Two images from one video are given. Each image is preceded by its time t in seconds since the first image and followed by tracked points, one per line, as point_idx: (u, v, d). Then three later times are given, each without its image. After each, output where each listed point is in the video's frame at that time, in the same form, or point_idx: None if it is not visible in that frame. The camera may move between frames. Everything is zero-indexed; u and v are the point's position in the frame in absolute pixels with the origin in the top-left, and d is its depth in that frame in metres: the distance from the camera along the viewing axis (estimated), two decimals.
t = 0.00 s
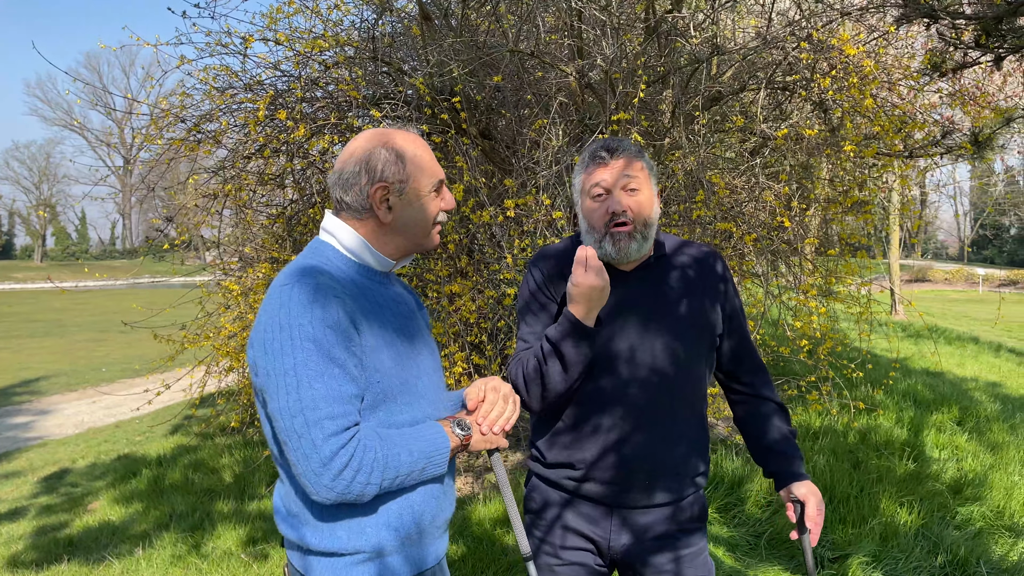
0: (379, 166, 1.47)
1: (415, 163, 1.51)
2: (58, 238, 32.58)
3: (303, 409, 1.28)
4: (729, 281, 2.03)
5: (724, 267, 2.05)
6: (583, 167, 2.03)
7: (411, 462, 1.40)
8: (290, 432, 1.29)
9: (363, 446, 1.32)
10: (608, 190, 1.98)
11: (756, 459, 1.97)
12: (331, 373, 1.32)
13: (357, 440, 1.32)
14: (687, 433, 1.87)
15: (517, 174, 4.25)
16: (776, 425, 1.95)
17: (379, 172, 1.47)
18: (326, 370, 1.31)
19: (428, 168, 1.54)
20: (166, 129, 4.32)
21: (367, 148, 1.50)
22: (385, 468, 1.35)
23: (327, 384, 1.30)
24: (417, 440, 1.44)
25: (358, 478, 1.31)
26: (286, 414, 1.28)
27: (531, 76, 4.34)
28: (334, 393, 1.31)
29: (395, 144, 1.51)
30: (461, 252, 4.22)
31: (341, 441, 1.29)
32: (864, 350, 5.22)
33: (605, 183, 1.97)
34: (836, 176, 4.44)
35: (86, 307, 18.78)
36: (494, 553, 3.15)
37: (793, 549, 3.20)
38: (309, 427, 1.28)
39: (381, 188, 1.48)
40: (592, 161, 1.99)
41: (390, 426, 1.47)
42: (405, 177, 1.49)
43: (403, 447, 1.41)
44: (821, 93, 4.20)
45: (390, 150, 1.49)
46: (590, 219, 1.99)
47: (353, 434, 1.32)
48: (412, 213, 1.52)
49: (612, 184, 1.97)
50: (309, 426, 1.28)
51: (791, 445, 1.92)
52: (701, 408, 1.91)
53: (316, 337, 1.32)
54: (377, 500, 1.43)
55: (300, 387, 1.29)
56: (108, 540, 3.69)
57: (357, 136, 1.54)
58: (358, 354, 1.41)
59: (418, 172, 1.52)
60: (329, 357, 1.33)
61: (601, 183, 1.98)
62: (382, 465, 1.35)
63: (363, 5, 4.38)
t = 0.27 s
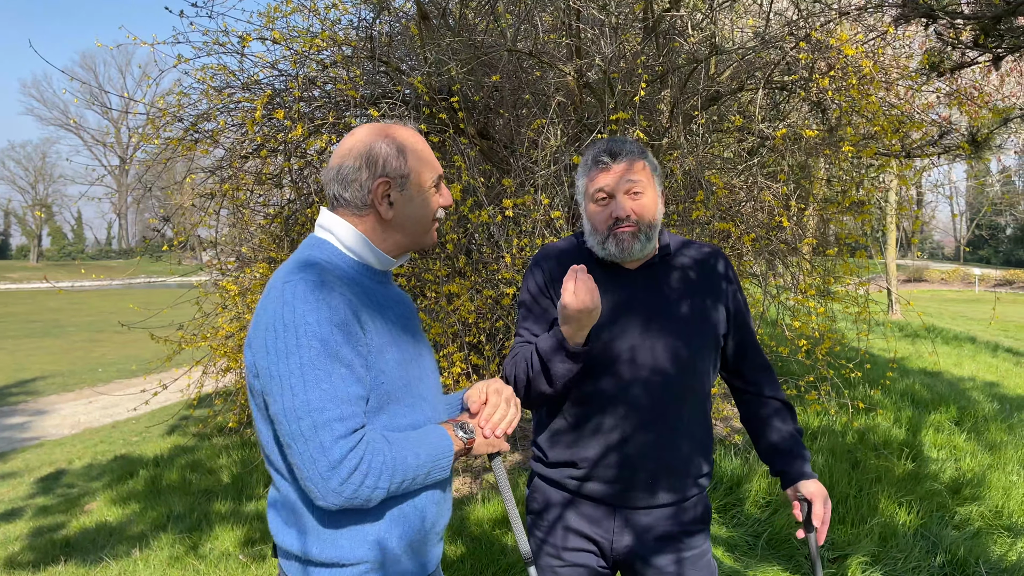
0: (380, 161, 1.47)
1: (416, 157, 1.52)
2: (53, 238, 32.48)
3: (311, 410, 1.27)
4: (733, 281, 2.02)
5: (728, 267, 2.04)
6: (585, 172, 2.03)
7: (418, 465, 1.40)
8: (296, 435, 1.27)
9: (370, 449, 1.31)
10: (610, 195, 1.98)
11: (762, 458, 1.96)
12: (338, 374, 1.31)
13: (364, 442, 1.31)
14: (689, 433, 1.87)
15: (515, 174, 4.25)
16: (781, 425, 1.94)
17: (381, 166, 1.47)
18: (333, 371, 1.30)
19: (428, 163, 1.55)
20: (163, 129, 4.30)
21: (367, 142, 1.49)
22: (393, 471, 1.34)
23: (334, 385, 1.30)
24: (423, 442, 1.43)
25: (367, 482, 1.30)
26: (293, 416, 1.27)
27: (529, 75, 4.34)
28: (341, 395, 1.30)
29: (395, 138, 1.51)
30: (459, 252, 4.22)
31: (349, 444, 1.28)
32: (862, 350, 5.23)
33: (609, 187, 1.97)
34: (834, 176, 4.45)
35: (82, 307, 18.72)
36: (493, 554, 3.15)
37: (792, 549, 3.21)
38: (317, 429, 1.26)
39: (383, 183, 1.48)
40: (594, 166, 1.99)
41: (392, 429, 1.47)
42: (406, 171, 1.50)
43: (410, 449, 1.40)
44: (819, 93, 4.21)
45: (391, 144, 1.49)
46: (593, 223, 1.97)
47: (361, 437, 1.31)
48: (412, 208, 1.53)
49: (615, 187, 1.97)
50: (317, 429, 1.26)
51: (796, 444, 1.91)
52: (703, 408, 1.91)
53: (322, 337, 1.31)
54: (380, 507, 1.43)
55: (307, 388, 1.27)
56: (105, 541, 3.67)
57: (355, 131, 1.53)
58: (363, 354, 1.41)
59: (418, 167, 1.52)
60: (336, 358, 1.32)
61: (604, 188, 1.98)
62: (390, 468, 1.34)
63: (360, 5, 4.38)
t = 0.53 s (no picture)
0: (391, 159, 1.47)
1: (425, 156, 1.52)
2: (50, 238, 32.38)
3: (327, 416, 1.26)
4: (736, 280, 2.02)
5: (731, 266, 2.04)
6: (594, 171, 2.03)
7: (430, 471, 1.40)
8: (310, 441, 1.26)
9: (385, 455, 1.31)
10: (619, 197, 1.97)
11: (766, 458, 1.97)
12: (353, 378, 1.31)
13: (379, 449, 1.31)
14: (693, 434, 1.87)
15: (514, 174, 4.25)
16: (786, 426, 1.95)
17: (391, 165, 1.47)
18: (347, 376, 1.30)
19: (436, 162, 1.56)
20: (162, 129, 4.30)
21: (376, 140, 1.48)
22: (407, 479, 1.35)
23: (349, 389, 1.29)
24: (435, 448, 1.43)
25: (382, 490, 1.30)
26: (308, 422, 1.26)
27: (528, 75, 4.34)
28: (355, 400, 1.29)
29: (405, 136, 1.50)
30: (458, 252, 4.21)
31: (365, 450, 1.28)
32: (860, 350, 5.24)
33: (616, 188, 1.97)
34: (832, 177, 4.46)
35: (79, 307, 18.67)
36: (493, 554, 3.14)
37: (791, 550, 3.21)
38: (333, 435, 1.26)
39: (394, 183, 1.47)
40: (602, 166, 2.00)
41: (401, 434, 1.47)
42: (416, 170, 1.50)
43: (423, 455, 1.40)
44: (818, 93, 4.21)
45: (401, 142, 1.49)
46: (599, 224, 1.98)
47: (376, 443, 1.31)
48: (421, 208, 1.53)
49: (623, 190, 1.96)
50: (333, 436, 1.26)
51: (801, 445, 1.92)
52: (706, 408, 1.91)
53: (337, 339, 1.31)
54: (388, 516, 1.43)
55: (322, 393, 1.27)
56: (103, 543, 3.66)
57: (361, 128, 1.52)
58: (375, 357, 1.40)
59: (428, 166, 1.53)
60: (350, 361, 1.32)
61: (612, 190, 1.98)
62: (405, 475, 1.34)
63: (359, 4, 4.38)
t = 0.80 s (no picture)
0: (398, 158, 1.46)
1: (432, 155, 1.51)
2: (46, 238, 32.30)
3: (336, 421, 1.25)
4: (738, 280, 2.02)
5: (733, 267, 2.04)
6: (597, 169, 2.05)
7: (438, 475, 1.40)
8: (320, 446, 1.25)
9: (394, 460, 1.31)
10: (622, 194, 1.99)
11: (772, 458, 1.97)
12: (361, 381, 1.30)
13: (388, 454, 1.30)
14: (695, 434, 1.87)
15: (512, 175, 4.25)
16: (791, 425, 1.95)
17: (398, 164, 1.46)
18: (356, 380, 1.30)
19: (444, 162, 1.55)
20: (159, 128, 4.29)
21: (383, 138, 1.47)
22: (417, 483, 1.34)
23: (358, 394, 1.29)
24: (444, 451, 1.43)
25: (392, 495, 1.30)
26: (317, 427, 1.25)
27: (527, 75, 4.34)
28: (364, 404, 1.29)
29: (412, 135, 1.49)
30: (456, 252, 4.21)
31: (375, 455, 1.27)
32: (858, 350, 5.24)
33: (620, 185, 1.99)
34: (831, 177, 4.46)
35: (75, 308, 18.60)
36: (492, 555, 3.14)
37: (791, 550, 3.21)
38: (343, 440, 1.25)
39: (402, 181, 1.47)
40: (605, 163, 2.01)
41: (408, 438, 1.46)
42: (423, 169, 1.49)
43: (431, 458, 1.39)
44: (816, 93, 4.22)
45: (409, 141, 1.48)
46: (603, 222, 1.99)
47: (385, 448, 1.30)
48: (428, 208, 1.52)
49: (627, 186, 1.98)
50: (343, 441, 1.25)
51: (807, 444, 1.92)
52: (708, 408, 1.91)
53: (346, 342, 1.30)
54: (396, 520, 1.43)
55: (332, 397, 1.26)
56: (100, 544, 3.65)
57: (368, 125, 1.51)
58: (383, 360, 1.40)
59: (435, 166, 1.52)
60: (358, 364, 1.31)
61: (615, 187, 2.00)
62: (414, 479, 1.34)
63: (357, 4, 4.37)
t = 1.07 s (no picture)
0: (400, 158, 1.45)
1: (435, 156, 1.51)
2: (42, 238, 32.22)
3: (340, 424, 1.25)
4: (738, 280, 2.02)
5: (733, 266, 2.04)
6: (590, 173, 2.06)
7: (442, 475, 1.39)
8: (324, 450, 1.25)
9: (398, 461, 1.30)
10: (617, 196, 2.00)
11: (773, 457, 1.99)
12: (365, 384, 1.30)
13: (392, 455, 1.30)
14: (696, 435, 1.86)
15: (511, 174, 4.25)
16: (792, 425, 1.96)
17: (401, 164, 1.45)
18: (359, 382, 1.29)
19: (448, 162, 1.54)
20: (156, 128, 4.28)
21: (386, 138, 1.46)
22: (420, 483, 1.34)
23: (361, 396, 1.28)
24: (448, 451, 1.42)
25: (396, 495, 1.30)
26: (321, 430, 1.25)
27: (525, 75, 4.33)
28: (368, 406, 1.28)
29: (415, 135, 1.49)
30: (454, 252, 4.20)
31: (379, 457, 1.27)
32: (856, 350, 5.25)
33: (613, 188, 2.00)
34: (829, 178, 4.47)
35: (72, 308, 18.55)
36: (491, 556, 3.14)
37: (789, 550, 3.21)
38: (347, 443, 1.25)
39: (405, 182, 1.46)
40: (598, 168, 2.02)
41: (413, 438, 1.46)
42: (426, 169, 1.49)
43: (435, 458, 1.39)
44: (814, 93, 4.22)
45: (412, 141, 1.47)
46: (599, 225, 2.00)
47: (390, 449, 1.30)
48: (431, 208, 1.52)
49: (621, 188, 1.99)
50: (346, 443, 1.25)
51: (808, 444, 1.93)
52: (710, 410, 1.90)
53: (349, 345, 1.30)
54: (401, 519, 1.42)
55: (335, 400, 1.26)
56: (97, 545, 3.64)
57: (370, 126, 1.51)
58: (387, 361, 1.39)
59: (438, 166, 1.51)
60: (361, 367, 1.31)
61: (608, 189, 2.01)
62: (418, 480, 1.33)
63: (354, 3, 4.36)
